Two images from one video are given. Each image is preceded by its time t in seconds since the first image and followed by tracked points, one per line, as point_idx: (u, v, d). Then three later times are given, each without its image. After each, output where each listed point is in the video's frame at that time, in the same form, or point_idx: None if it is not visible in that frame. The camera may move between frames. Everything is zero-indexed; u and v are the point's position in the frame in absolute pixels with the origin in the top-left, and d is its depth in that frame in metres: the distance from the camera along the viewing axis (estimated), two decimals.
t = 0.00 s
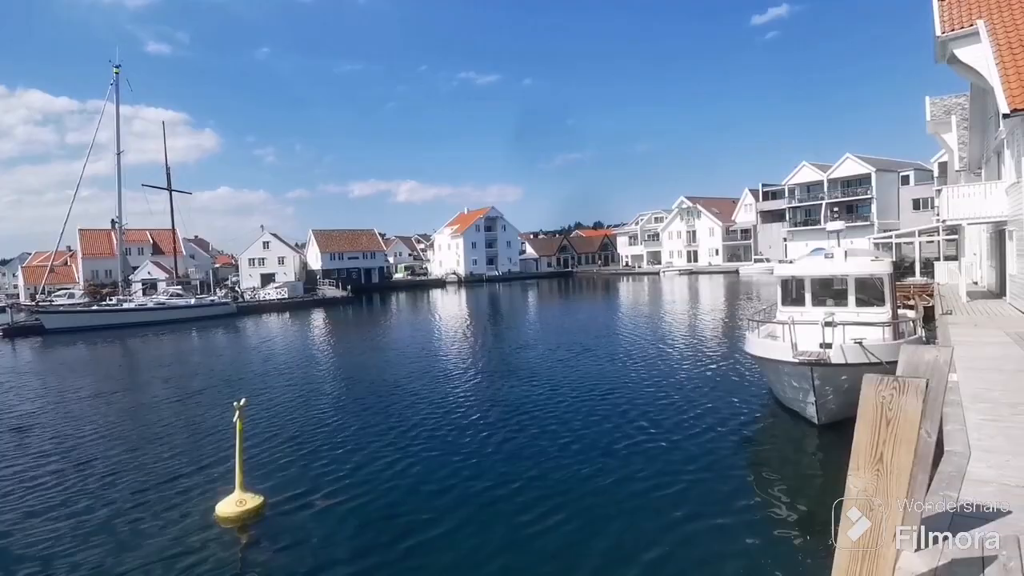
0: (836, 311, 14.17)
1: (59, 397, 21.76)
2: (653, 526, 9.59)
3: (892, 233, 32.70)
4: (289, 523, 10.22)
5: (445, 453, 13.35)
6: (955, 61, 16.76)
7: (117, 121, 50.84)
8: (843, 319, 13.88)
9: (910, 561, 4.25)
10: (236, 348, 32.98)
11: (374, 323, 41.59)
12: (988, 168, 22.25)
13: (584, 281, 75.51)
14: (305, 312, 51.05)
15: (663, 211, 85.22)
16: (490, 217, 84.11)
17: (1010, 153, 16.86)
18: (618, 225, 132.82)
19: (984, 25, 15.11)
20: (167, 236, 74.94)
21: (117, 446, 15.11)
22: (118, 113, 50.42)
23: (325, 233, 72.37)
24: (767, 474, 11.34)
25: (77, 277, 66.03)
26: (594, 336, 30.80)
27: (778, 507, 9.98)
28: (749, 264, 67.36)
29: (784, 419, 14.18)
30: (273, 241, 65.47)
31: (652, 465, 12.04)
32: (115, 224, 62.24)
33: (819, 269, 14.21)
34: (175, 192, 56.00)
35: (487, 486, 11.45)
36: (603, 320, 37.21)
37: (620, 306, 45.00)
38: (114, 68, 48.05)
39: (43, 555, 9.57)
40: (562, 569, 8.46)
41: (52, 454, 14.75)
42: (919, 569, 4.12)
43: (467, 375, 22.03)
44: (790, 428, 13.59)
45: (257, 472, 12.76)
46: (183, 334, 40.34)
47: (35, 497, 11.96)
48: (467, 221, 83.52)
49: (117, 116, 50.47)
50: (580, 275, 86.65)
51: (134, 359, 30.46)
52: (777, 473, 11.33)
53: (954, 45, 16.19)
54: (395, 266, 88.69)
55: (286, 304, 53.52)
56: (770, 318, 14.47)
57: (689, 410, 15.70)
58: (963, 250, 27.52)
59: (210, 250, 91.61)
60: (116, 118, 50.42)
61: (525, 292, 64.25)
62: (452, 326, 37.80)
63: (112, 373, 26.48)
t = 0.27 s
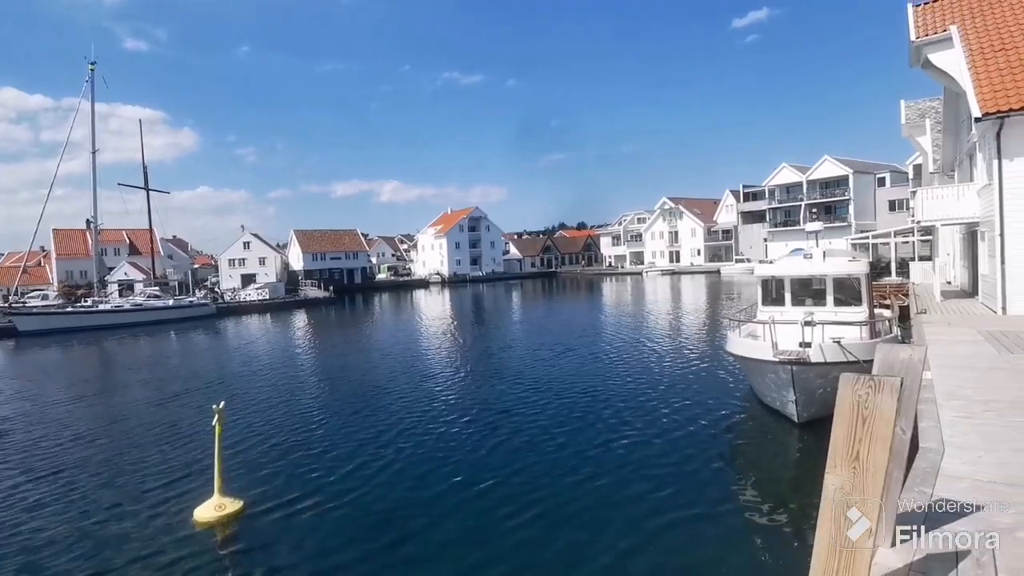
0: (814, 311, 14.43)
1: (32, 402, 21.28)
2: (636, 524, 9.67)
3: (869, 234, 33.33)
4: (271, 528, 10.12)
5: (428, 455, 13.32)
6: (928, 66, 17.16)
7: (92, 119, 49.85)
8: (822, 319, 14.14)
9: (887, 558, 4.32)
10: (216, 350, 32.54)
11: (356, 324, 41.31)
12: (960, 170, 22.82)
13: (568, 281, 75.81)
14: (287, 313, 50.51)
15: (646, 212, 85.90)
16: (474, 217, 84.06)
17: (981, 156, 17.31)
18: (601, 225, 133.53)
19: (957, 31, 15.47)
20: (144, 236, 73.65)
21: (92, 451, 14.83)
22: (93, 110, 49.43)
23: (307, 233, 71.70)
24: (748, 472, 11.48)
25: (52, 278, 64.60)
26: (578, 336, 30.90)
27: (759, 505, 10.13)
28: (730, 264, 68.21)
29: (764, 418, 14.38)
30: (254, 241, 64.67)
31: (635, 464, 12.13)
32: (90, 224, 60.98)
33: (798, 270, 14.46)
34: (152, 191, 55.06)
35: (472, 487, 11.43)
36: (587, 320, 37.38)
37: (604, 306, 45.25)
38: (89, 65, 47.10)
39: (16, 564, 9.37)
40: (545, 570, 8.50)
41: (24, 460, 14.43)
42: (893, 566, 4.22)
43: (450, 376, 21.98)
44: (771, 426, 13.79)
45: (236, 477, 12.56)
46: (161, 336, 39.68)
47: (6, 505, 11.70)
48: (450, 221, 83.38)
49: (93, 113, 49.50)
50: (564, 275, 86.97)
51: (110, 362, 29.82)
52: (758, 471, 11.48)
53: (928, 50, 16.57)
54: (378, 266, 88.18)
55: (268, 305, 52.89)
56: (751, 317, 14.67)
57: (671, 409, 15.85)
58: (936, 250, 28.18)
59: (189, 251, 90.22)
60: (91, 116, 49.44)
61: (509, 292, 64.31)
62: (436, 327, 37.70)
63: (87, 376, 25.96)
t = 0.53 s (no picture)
0: (797, 308, 14.64)
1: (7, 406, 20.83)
2: (621, 521, 9.71)
3: (850, 233, 33.83)
4: (254, 531, 10.02)
5: (414, 456, 13.27)
6: (907, 67, 17.49)
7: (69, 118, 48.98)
8: (805, 316, 14.34)
9: (868, 550, 4.56)
10: (197, 352, 32.12)
11: (341, 324, 41.04)
12: (938, 169, 23.27)
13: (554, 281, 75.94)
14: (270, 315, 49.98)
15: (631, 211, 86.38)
16: (459, 217, 83.90)
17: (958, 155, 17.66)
18: (587, 226, 133.94)
19: (934, 32, 15.76)
20: (124, 236, 72.43)
21: (70, 456, 14.58)
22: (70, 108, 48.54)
23: (291, 233, 71.04)
24: (731, 469, 11.59)
25: (28, 280, 63.27)
26: (564, 335, 30.93)
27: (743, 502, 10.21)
28: (714, 263, 68.84)
29: (747, 415, 14.52)
30: (237, 241, 63.91)
31: (621, 462, 12.19)
32: (67, 225, 59.81)
33: (781, 268, 14.65)
34: (131, 191, 54.18)
35: (458, 488, 11.38)
36: (573, 319, 37.46)
37: (590, 305, 45.39)
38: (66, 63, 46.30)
39: None
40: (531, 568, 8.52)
41: None
42: (874, 559, 4.43)
43: (436, 376, 21.91)
44: (754, 424, 13.93)
45: (218, 481, 12.37)
46: (142, 338, 39.04)
47: None
48: (436, 221, 83.12)
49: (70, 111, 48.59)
50: (550, 275, 87.12)
51: (89, 365, 29.27)
52: (741, 468, 11.59)
53: (907, 51, 16.87)
54: (363, 267, 87.65)
55: (251, 306, 52.29)
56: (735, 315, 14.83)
57: (655, 407, 15.94)
58: (915, 248, 28.69)
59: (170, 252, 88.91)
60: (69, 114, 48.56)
61: (495, 292, 64.27)
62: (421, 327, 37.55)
63: (65, 380, 25.51)
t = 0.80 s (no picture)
0: (779, 307, 14.86)
1: None
2: (606, 521, 9.77)
3: (831, 232, 34.35)
4: (237, 536, 9.93)
5: (400, 457, 13.22)
6: (885, 68, 17.83)
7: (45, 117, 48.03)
8: (787, 314, 14.58)
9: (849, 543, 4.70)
10: (179, 354, 31.72)
11: (326, 326, 40.73)
12: (915, 169, 23.74)
13: (540, 280, 76.07)
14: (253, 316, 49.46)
15: (616, 211, 86.85)
16: (444, 216, 83.74)
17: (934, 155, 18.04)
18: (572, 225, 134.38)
19: (911, 34, 16.09)
20: (102, 238, 71.20)
21: (48, 463, 14.34)
22: (46, 108, 47.63)
23: (274, 234, 70.36)
24: (715, 467, 11.70)
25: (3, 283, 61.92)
26: (550, 334, 31.01)
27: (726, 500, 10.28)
28: (698, 262, 69.48)
29: (731, 413, 14.69)
30: (218, 242, 63.13)
31: (606, 461, 12.25)
32: (44, 226, 58.66)
33: (764, 266, 14.87)
34: (110, 191, 53.25)
35: (445, 489, 11.35)
36: (559, 318, 37.56)
37: (575, 304, 45.55)
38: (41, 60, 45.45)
39: None
40: (516, 568, 8.54)
41: None
42: (853, 552, 4.56)
43: (422, 377, 21.85)
44: (738, 421, 14.09)
45: (199, 487, 12.19)
46: (121, 341, 38.42)
47: None
48: (421, 221, 82.87)
49: (46, 111, 47.69)
50: (536, 274, 87.29)
51: (67, 369, 28.71)
52: (725, 466, 11.71)
53: (884, 53, 17.21)
54: (347, 267, 87.08)
55: (233, 307, 51.70)
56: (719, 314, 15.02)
57: (641, 406, 16.05)
58: (893, 247, 29.25)
59: (150, 253, 87.53)
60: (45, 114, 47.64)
61: (481, 292, 64.25)
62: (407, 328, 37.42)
63: (42, 384, 25.05)
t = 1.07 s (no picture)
0: (761, 306, 15.11)
1: None
2: (593, 521, 9.85)
3: (810, 232, 34.96)
4: (221, 544, 9.83)
5: (385, 461, 13.17)
6: (861, 72, 18.22)
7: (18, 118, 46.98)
8: (768, 314, 14.83)
9: (827, 542, 4.60)
10: (159, 359, 31.23)
11: (309, 329, 40.39)
12: (890, 171, 24.30)
13: (524, 282, 76.27)
14: (234, 320, 48.87)
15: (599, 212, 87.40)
16: (428, 218, 83.57)
17: (909, 158, 18.49)
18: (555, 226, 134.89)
19: (886, 39, 16.47)
20: (78, 241, 69.82)
21: (23, 472, 14.03)
22: (19, 108, 46.59)
23: (255, 236, 69.59)
24: (699, 466, 11.86)
25: None
26: (535, 336, 31.12)
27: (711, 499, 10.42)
28: (681, 262, 70.21)
29: (714, 412, 14.89)
30: (198, 245, 62.27)
31: (593, 462, 12.35)
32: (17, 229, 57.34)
33: (745, 267, 15.11)
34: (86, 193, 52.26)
35: (431, 493, 11.32)
36: (543, 320, 37.70)
37: (560, 305, 45.73)
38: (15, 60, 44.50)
39: None
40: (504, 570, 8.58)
41: None
42: (832, 549, 4.47)
43: (407, 379, 21.80)
44: (721, 421, 14.30)
45: (177, 495, 11.95)
46: (97, 346, 37.65)
47: None
48: (405, 223, 82.61)
49: (19, 111, 46.64)
50: (520, 276, 87.47)
51: (41, 376, 28.04)
52: (708, 465, 11.88)
53: (860, 57, 17.60)
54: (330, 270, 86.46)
55: (214, 311, 51.03)
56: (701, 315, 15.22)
57: (626, 406, 16.20)
58: (870, 247, 29.85)
59: (127, 256, 86.01)
60: (18, 114, 46.58)
61: (465, 293, 64.23)
62: (391, 330, 37.26)
63: (16, 392, 24.50)
